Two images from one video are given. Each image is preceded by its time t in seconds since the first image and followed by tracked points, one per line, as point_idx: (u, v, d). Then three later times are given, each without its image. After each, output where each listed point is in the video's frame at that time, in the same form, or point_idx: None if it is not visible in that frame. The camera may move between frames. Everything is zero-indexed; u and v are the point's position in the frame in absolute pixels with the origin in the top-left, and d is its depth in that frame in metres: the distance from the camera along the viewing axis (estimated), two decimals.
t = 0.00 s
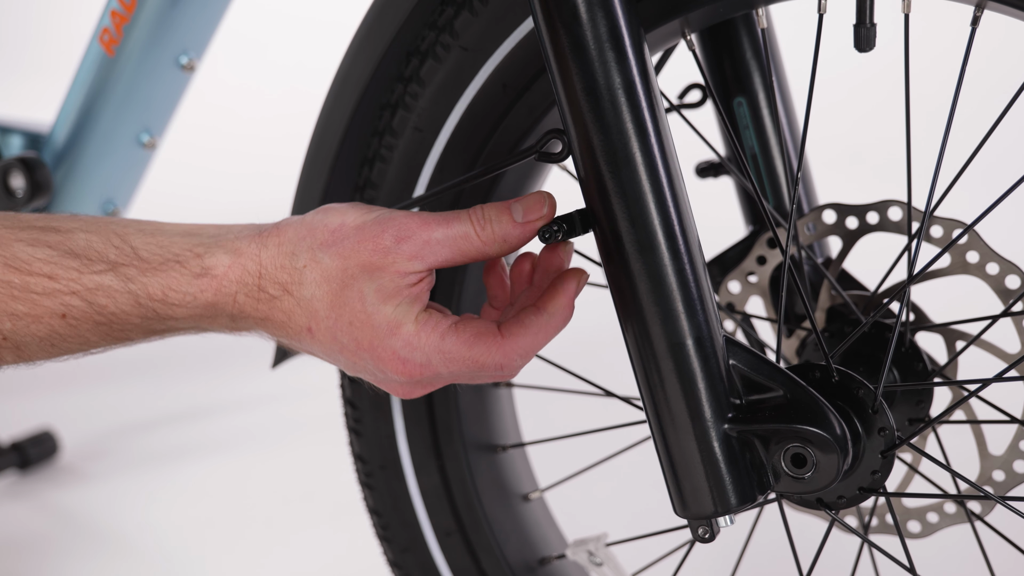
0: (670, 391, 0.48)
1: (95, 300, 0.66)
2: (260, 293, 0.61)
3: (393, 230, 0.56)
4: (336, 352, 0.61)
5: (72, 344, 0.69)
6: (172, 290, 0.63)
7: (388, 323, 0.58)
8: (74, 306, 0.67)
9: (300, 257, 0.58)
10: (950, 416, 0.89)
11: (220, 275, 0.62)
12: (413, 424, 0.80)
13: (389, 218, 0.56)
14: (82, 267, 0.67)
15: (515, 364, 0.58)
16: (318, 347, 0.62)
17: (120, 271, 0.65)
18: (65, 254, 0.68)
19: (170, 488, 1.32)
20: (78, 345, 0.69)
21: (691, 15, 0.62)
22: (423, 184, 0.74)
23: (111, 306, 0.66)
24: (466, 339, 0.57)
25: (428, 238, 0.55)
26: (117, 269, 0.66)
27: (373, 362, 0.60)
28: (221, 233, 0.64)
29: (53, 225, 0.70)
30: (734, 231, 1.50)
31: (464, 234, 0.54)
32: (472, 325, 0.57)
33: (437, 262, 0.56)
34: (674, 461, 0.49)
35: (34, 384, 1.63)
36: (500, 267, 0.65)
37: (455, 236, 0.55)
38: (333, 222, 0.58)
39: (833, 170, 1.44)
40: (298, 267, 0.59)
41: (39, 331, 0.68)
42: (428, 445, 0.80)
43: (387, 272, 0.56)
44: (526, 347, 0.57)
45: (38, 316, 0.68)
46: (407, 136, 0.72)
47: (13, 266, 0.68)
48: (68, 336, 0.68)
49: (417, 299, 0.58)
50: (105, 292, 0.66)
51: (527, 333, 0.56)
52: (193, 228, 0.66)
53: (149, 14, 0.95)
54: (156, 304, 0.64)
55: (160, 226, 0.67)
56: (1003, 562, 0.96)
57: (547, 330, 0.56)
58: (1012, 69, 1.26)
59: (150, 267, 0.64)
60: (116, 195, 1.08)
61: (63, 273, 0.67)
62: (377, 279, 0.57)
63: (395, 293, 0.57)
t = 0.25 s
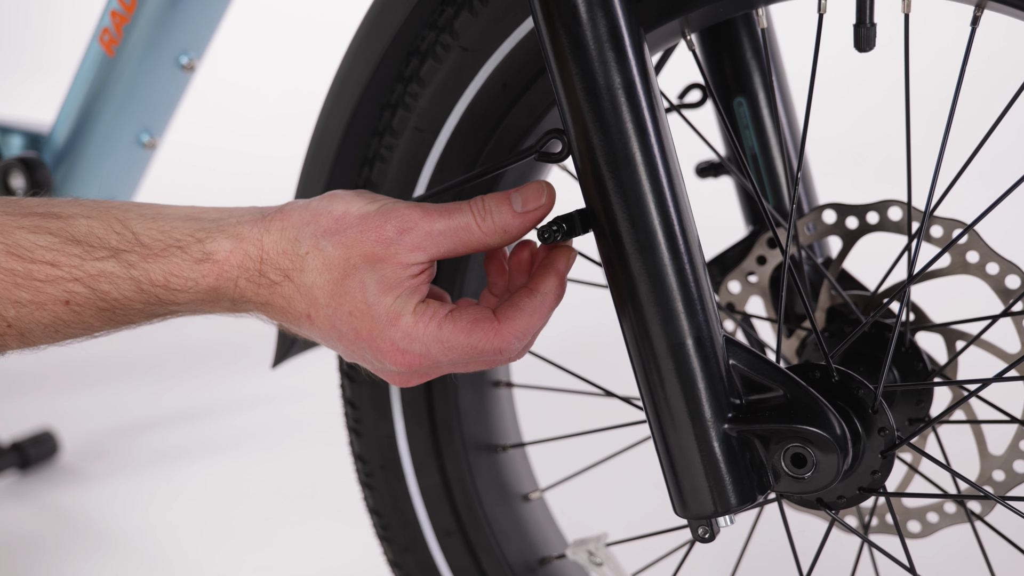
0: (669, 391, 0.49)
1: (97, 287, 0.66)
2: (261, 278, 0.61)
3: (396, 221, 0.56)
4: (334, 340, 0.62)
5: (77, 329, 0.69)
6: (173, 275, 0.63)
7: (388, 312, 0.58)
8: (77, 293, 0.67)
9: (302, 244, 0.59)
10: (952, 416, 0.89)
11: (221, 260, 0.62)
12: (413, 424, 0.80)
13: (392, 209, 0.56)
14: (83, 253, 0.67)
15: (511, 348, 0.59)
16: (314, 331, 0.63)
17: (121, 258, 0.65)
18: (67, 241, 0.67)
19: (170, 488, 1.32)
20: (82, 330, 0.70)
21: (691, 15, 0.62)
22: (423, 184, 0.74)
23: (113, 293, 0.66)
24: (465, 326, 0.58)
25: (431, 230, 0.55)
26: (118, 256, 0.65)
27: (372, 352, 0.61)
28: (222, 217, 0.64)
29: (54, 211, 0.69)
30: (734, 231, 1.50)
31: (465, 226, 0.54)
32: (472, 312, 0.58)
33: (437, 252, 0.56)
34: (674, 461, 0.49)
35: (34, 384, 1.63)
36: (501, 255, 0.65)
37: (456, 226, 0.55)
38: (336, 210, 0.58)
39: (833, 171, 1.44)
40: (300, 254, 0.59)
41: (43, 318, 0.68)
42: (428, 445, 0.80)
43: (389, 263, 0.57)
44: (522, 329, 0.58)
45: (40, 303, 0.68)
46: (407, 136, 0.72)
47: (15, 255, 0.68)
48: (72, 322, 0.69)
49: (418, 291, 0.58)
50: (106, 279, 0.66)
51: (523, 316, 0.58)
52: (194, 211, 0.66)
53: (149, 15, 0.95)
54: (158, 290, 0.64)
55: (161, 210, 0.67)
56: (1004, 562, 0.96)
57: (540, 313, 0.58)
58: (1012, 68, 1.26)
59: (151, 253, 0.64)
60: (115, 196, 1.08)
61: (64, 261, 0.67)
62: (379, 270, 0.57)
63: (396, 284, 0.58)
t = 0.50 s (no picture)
0: (670, 391, 0.49)
1: (103, 282, 0.66)
2: (267, 275, 0.61)
3: (404, 223, 0.56)
4: (337, 337, 0.62)
5: (84, 323, 0.69)
6: (179, 271, 0.63)
7: (391, 313, 0.59)
8: (83, 288, 0.67)
9: (309, 242, 0.58)
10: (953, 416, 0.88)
11: (227, 255, 0.62)
12: (413, 424, 0.80)
13: (401, 210, 0.56)
14: (89, 249, 0.67)
15: (512, 355, 0.59)
16: (315, 327, 0.63)
17: (127, 254, 0.65)
18: (73, 237, 0.67)
19: (170, 488, 1.32)
20: (88, 324, 0.70)
21: (691, 15, 0.62)
22: (423, 184, 0.74)
23: (119, 288, 0.66)
24: (466, 332, 0.58)
25: (439, 234, 0.55)
26: (124, 252, 0.65)
27: (373, 353, 0.61)
28: (229, 212, 0.64)
29: (60, 205, 0.69)
30: (734, 230, 1.50)
31: (471, 231, 0.54)
32: (474, 317, 0.58)
33: (443, 255, 0.56)
34: (674, 460, 0.49)
35: (34, 384, 1.63)
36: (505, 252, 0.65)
37: (463, 231, 0.55)
38: (344, 209, 0.57)
39: (833, 170, 1.44)
40: (306, 252, 0.59)
41: (50, 313, 0.68)
42: (428, 445, 0.80)
43: (395, 265, 0.57)
44: (523, 336, 0.58)
45: (47, 298, 0.68)
46: (406, 136, 0.72)
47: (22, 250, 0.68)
48: (78, 316, 0.69)
49: (422, 294, 0.58)
50: (112, 274, 0.66)
51: (522, 322, 0.58)
52: (200, 205, 0.66)
53: (149, 15, 0.95)
54: (164, 286, 0.64)
55: (166, 205, 0.66)
56: (1004, 562, 0.96)
57: (539, 316, 0.58)
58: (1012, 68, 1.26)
59: (157, 249, 0.64)
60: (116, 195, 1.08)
61: (71, 256, 0.67)
62: (385, 272, 0.57)
63: (402, 287, 0.58)
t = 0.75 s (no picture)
0: (670, 391, 0.49)
1: (102, 285, 0.66)
2: (264, 280, 0.61)
3: (399, 223, 0.56)
4: (337, 340, 0.62)
5: (82, 325, 0.69)
6: (178, 275, 0.63)
7: (391, 313, 0.59)
8: (81, 290, 0.67)
9: (305, 247, 0.58)
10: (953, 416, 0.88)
11: (224, 260, 0.62)
12: (413, 424, 0.80)
13: (395, 210, 0.56)
14: (87, 252, 0.67)
15: (514, 345, 0.58)
16: (316, 330, 0.63)
17: (125, 257, 0.65)
18: (71, 240, 0.67)
19: (170, 488, 1.32)
20: (86, 326, 0.70)
21: (691, 15, 0.62)
22: (423, 184, 0.74)
23: (117, 291, 0.66)
24: (467, 326, 0.58)
25: (434, 232, 0.55)
26: (122, 254, 0.65)
27: (375, 354, 0.61)
28: (226, 216, 0.64)
29: (58, 208, 0.69)
30: (734, 231, 1.50)
31: (469, 231, 0.54)
32: (475, 311, 0.58)
33: (440, 252, 0.56)
34: (674, 460, 0.49)
35: (34, 384, 1.63)
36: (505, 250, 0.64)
37: (458, 227, 0.55)
38: (338, 211, 0.57)
39: (833, 170, 1.44)
40: (303, 256, 0.59)
41: (48, 315, 0.68)
42: (428, 445, 0.80)
43: (391, 265, 0.57)
44: (525, 327, 0.58)
45: (44, 301, 0.68)
46: (407, 136, 0.72)
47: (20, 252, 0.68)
48: (76, 319, 0.69)
49: (420, 292, 0.58)
50: (111, 277, 0.66)
51: (524, 313, 0.57)
52: (198, 209, 0.66)
53: (149, 15, 0.95)
54: (162, 289, 0.64)
55: (164, 208, 0.66)
56: (1004, 562, 0.96)
57: (542, 308, 0.57)
58: (1012, 67, 1.26)
59: (155, 252, 0.64)
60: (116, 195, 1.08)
61: (70, 259, 0.67)
62: (382, 273, 0.57)
63: (400, 287, 0.58)
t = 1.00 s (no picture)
0: (670, 391, 0.49)
1: (99, 287, 0.66)
2: (261, 283, 0.61)
3: (388, 221, 0.55)
4: (336, 340, 0.62)
5: (80, 327, 0.69)
6: (175, 278, 0.63)
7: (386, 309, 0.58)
8: (78, 293, 0.67)
9: (298, 250, 0.58)
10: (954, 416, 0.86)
11: (221, 265, 0.62)
12: (413, 423, 0.80)
13: (383, 208, 0.56)
14: (85, 254, 0.67)
15: (511, 333, 0.58)
16: (316, 331, 0.63)
17: (123, 259, 0.65)
18: (69, 242, 0.67)
19: (170, 488, 1.32)
20: (84, 329, 0.70)
21: (691, 15, 0.62)
22: (423, 184, 0.74)
23: (113, 294, 0.66)
24: (463, 319, 0.57)
25: (424, 227, 0.55)
26: (119, 257, 0.65)
27: (373, 353, 0.61)
28: (222, 219, 0.64)
29: (56, 211, 0.69)
30: (734, 230, 1.50)
31: (459, 221, 0.54)
32: (470, 301, 0.58)
33: (432, 246, 0.56)
34: (674, 460, 0.49)
35: (34, 384, 1.63)
36: (506, 248, 0.65)
37: (448, 220, 0.54)
38: (327, 213, 0.57)
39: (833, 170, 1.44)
40: (297, 260, 0.59)
41: (45, 317, 0.68)
42: (428, 445, 0.80)
43: (384, 264, 0.57)
44: (522, 314, 0.57)
45: (41, 303, 0.68)
46: (407, 136, 0.72)
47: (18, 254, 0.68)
48: (73, 321, 0.69)
49: (414, 289, 0.58)
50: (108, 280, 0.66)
51: (521, 301, 0.56)
52: (194, 213, 0.66)
53: (149, 15, 0.95)
54: (159, 292, 0.64)
55: (162, 211, 0.66)
56: (1003, 562, 0.96)
57: (541, 297, 0.56)
58: (1012, 67, 1.26)
59: (152, 255, 0.64)
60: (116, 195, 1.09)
61: (67, 261, 0.67)
62: (375, 272, 0.57)
63: (392, 285, 0.58)
